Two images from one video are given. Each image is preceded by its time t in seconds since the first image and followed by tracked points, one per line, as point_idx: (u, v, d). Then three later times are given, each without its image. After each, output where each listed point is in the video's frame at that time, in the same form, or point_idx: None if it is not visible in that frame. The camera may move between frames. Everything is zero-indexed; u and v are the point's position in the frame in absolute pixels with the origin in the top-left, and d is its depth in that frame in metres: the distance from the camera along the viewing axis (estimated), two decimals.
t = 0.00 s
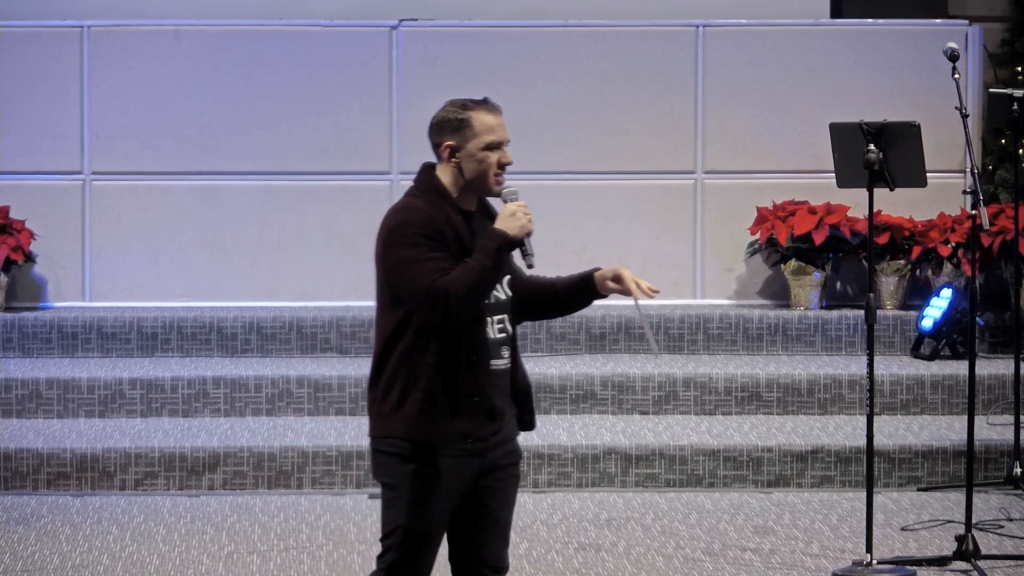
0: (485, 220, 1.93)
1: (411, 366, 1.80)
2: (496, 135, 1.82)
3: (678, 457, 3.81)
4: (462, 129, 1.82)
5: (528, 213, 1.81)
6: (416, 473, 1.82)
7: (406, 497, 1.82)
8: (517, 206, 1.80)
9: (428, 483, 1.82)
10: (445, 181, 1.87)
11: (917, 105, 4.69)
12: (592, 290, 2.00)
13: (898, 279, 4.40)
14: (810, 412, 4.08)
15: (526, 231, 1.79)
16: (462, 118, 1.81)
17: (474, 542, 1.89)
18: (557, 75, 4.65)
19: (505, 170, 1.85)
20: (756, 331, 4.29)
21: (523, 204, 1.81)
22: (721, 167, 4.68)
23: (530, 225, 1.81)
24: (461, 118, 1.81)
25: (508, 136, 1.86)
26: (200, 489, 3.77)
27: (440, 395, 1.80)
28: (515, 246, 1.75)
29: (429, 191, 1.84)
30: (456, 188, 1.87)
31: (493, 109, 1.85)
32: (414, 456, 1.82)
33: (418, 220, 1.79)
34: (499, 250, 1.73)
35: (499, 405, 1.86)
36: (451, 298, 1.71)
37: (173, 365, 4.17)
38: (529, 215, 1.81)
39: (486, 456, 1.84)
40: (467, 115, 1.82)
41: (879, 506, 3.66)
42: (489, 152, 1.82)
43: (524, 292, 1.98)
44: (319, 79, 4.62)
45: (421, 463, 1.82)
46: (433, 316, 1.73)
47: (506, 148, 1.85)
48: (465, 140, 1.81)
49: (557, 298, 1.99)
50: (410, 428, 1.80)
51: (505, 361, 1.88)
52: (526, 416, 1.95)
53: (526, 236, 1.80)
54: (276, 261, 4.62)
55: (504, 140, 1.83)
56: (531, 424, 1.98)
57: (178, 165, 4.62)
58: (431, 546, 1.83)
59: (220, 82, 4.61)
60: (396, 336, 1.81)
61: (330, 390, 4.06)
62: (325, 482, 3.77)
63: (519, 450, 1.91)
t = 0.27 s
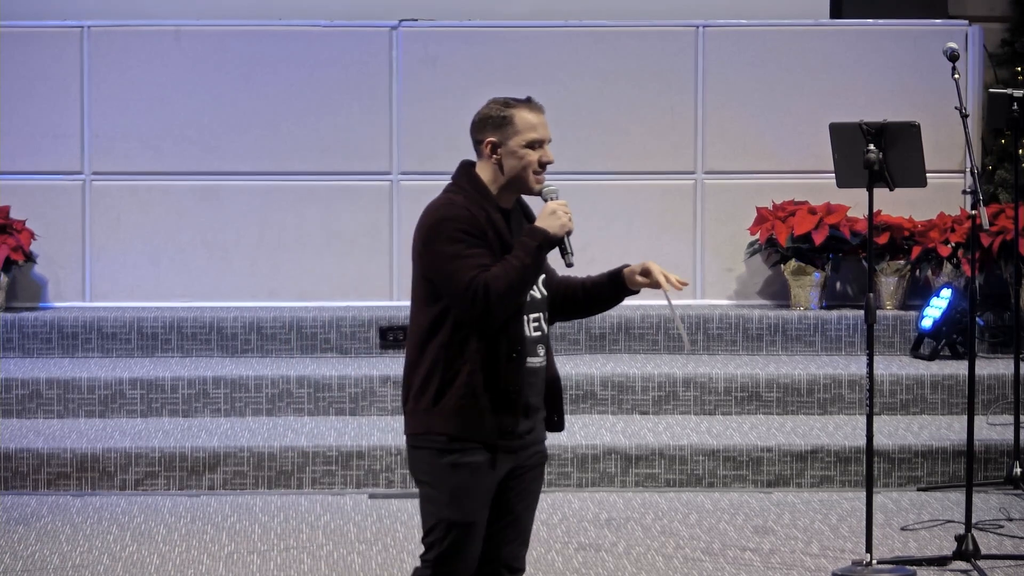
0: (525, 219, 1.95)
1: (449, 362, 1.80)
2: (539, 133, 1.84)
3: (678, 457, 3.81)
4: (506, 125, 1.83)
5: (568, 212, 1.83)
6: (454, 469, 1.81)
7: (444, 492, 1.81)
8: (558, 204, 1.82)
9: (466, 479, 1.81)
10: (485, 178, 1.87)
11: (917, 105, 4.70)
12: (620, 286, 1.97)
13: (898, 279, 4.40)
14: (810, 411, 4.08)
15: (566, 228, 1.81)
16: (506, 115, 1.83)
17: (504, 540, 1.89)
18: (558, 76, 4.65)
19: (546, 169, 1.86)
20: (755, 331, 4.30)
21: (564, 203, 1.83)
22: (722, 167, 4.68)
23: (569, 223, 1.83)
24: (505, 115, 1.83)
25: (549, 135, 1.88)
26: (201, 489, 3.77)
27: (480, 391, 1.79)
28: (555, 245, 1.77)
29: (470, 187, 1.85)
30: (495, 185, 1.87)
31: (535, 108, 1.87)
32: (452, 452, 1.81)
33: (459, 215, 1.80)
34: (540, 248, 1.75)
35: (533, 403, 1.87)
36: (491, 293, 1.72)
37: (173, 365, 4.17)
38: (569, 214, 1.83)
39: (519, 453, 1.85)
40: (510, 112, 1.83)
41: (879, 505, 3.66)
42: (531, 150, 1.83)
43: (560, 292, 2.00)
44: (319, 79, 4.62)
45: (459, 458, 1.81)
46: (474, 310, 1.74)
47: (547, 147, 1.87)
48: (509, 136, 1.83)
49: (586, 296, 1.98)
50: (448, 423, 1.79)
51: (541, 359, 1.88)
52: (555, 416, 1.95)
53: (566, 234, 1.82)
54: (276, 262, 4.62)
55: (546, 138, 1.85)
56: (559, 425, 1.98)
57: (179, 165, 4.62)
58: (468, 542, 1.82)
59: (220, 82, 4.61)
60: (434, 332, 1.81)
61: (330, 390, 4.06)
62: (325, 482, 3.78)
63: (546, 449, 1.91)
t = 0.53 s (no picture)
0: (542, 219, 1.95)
1: (467, 360, 1.80)
2: (556, 131, 1.82)
3: (678, 457, 3.81)
4: (522, 124, 1.82)
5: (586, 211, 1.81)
6: (478, 468, 1.81)
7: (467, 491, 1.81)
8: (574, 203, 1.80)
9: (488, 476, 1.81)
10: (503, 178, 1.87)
11: (917, 105, 4.70)
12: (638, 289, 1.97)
13: (898, 279, 4.40)
14: (810, 411, 4.09)
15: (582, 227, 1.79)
16: (522, 113, 1.82)
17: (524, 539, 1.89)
18: (558, 76, 4.66)
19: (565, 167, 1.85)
20: (755, 331, 4.30)
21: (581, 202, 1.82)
22: (722, 167, 4.68)
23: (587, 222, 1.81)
24: (521, 114, 1.82)
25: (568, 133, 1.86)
26: (201, 489, 3.78)
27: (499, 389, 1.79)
28: (571, 244, 1.78)
29: (487, 186, 1.85)
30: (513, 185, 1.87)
31: (553, 107, 1.86)
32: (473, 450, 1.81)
33: (476, 214, 1.80)
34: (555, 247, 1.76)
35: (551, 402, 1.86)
36: (507, 291, 1.72)
37: (173, 365, 4.17)
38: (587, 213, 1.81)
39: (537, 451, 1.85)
40: (527, 111, 1.83)
41: (879, 505, 3.66)
42: (548, 148, 1.82)
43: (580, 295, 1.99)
44: (320, 79, 4.63)
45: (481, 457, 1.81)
46: (490, 308, 1.74)
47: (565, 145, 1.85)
48: (525, 135, 1.82)
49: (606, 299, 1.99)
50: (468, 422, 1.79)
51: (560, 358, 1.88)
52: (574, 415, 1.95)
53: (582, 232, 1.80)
54: (276, 262, 4.62)
55: (564, 137, 1.84)
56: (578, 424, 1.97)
57: (179, 166, 4.62)
58: (491, 541, 1.82)
59: (221, 82, 4.61)
60: (451, 331, 1.81)
61: (330, 390, 4.06)
62: (325, 482, 3.78)
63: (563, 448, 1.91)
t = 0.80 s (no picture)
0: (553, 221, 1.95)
1: (477, 362, 1.80)
2: (563, 134, 1.80)
3: (677, 457, 3.81)
4: (530, 126, 1.81)
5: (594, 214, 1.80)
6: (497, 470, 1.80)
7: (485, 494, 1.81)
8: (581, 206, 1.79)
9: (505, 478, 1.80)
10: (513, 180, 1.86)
11: (917, 105, 4.70)
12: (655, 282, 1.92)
13: (898, 279, 4.41)
14: (809, 411, 4.09)
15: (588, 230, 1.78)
16: (530, 116, 1.81)
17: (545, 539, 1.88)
18: (558, 76, 4.65)
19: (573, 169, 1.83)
20: (755, 331, 4.30)
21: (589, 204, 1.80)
22: (722, 167, 4.68)
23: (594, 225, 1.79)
24: (529, 116, 1.81)
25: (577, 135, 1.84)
26: (201, 489, 3.77)
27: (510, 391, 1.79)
28: (577, 245, 1.76)
29: (495, 189, 1.86)
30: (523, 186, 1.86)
31: (562, 108, 1.84)
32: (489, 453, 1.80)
33: (484, 216, 1.80)
34: (560, 248, 1.74)
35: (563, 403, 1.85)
36: (512, 292, 1.72)
37: (173, 366, 4.17)
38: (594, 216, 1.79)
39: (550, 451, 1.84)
40: (535, 114, 1.81)
41: (879, 505, 3.66)
42: (556, 151, 1.80)
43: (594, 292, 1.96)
44: (319, 79, 4.63)
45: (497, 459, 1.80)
46: (495, 309, 1.74)
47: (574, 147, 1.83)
48: (532, 138, 1.80)
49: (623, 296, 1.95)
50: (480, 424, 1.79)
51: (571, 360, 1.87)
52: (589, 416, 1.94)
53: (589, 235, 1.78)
54: (276, 261, 4.62)
55: (572, 139, 1.82)
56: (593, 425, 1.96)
57: (179, 166, 4.62)
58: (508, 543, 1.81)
59: (221, 82, 4.61)
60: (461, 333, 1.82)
61: (330, 390, 4.06)
62: (325, 482, 3.78)
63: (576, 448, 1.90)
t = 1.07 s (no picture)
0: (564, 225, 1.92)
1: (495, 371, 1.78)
2: (570, 136, 1.79)
3: (677, 457, 3.81)
4: (537, 130, 1.80)
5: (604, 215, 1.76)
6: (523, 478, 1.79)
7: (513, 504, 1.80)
8: (589, 207, 1.75)
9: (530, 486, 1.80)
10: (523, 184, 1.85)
11: (917, 105, 4.70)
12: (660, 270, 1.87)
13: (898, 279, 4.41)
14: (809, 411, 4.09)
15: (598, 233, 1.74)
16: (537, 119, 1.80)
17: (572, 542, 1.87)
18: (558, 76, 4.66)
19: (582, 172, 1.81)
20: (755, 331, 4.30)
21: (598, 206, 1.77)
22: (722, 167, 4.68)
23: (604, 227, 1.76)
24: (536, 119, 1.80)
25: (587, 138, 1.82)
26: (201, 489, 3.77)
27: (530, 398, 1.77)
28: (586, 249, 1.73)
29: (504, 196, 1.84)
30: (534, 190, 1.85)
31: (570, 112, 1.82)
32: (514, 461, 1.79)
33: (493, 223, 1.78)
34: (570, 251, 1.71)
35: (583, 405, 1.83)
36: (524, 301, 1.70)
37: (173, 366, 4.17)
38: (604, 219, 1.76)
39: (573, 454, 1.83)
40: (542, 117, 1.80)
41: (879, 505, 3.66)
42: (563, 154, 1.79)
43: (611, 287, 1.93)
44: (319, 79, 4.63)
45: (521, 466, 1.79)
46: (508, 318, 1.72)
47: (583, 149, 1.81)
48: (540, 141, 1.79)
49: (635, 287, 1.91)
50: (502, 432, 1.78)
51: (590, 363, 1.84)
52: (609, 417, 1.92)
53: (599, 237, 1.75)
54: (276, 261, 4.62)
55: (580, 141, 1.80)
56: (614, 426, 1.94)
57: (179, 166, 4.62)
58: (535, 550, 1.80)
59: (220, 82, 4.61)
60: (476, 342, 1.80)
61: (330, 390, 4.06)
62: (325, 482, 3.78)
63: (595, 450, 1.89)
